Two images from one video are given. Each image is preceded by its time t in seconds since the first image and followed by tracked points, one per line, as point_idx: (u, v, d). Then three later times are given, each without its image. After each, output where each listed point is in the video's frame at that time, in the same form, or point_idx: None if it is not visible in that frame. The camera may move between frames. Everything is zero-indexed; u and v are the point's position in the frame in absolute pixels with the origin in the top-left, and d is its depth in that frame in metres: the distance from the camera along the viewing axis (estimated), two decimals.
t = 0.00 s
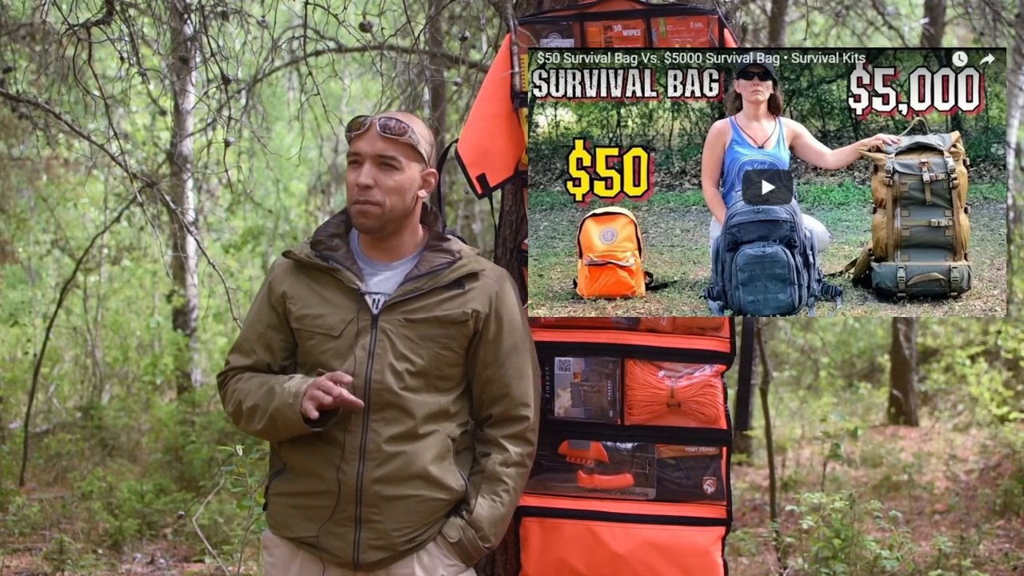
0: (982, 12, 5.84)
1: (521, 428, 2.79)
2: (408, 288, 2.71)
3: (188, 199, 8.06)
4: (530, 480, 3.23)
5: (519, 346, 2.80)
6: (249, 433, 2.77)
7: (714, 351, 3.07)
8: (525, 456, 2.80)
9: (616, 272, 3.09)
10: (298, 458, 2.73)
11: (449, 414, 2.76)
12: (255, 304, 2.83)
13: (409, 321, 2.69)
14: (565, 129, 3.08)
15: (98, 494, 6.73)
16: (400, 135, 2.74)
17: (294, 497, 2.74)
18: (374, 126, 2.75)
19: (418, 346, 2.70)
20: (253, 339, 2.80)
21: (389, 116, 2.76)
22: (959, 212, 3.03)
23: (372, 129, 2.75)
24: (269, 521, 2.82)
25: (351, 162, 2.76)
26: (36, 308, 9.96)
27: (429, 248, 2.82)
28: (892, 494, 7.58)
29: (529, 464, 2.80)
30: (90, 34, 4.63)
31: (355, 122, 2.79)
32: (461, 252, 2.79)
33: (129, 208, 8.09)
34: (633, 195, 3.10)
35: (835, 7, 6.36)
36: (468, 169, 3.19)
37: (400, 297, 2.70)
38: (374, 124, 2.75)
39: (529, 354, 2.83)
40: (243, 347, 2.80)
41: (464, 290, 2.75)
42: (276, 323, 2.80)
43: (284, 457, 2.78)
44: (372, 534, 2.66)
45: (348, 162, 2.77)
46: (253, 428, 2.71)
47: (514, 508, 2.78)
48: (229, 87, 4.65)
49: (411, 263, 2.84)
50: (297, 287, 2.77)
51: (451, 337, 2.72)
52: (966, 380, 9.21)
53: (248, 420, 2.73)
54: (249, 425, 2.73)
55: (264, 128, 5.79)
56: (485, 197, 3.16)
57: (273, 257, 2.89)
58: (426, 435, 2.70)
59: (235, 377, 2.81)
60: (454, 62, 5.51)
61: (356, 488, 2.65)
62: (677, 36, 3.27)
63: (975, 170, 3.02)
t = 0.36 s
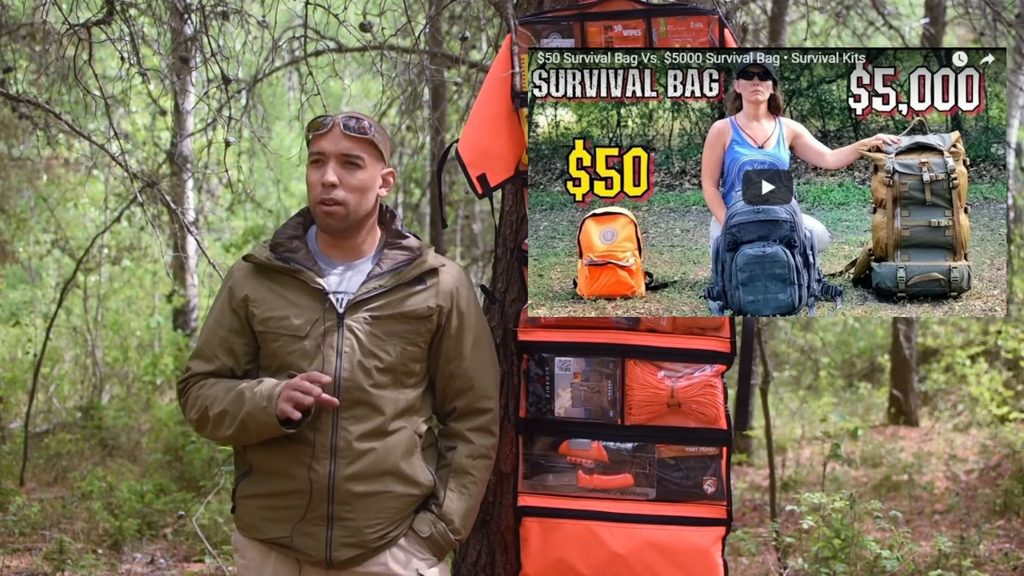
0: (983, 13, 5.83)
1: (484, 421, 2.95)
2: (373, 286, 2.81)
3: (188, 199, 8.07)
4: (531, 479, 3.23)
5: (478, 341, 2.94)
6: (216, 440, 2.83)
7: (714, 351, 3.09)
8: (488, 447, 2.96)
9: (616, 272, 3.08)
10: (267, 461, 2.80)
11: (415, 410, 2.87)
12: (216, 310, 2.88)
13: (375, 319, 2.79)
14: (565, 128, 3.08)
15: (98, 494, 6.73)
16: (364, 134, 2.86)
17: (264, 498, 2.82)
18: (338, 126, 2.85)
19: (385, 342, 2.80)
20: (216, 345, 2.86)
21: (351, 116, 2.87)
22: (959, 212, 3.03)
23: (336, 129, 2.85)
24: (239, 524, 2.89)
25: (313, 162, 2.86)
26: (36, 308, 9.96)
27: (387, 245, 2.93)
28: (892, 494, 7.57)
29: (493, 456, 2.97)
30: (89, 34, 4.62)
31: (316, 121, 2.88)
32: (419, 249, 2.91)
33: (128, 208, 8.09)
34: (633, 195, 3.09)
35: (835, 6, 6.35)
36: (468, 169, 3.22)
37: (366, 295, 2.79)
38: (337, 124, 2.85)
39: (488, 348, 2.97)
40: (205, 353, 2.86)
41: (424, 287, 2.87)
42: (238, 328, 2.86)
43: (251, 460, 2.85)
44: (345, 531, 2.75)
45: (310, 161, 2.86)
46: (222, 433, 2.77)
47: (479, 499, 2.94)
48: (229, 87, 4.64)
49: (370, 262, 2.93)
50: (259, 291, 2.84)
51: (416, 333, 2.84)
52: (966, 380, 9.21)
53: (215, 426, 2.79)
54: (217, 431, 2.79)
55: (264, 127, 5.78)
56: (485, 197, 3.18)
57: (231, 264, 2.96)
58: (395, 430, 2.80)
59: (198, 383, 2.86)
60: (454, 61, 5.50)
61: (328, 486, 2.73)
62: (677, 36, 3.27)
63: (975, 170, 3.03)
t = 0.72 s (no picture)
0: (983, 13, 5.84)
1: (454, 414, 2.98)
2: (340, 287, 2.83)
3: (188, 199, 8.07)
4: (531, 480, 3.22)
5: (445, 337, 2.97)
6: (190, 447, 2.82)
7: (714, 351, 3.09)
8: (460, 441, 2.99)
9: (616, 272, 3.08)
10: (242, 465, 2.80)
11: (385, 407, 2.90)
12: (182, 318, 2.86)
13: (343, 320, 2.82)
14: (565, 129, 3.08)
15: (98, 494, 6.73)
16: (336, 138, 2.87)
17: (241, 500, 2.81)
18: (310, 129, 2.85)
19: (354, 342, 2.82)
20: (185, 353, 2.84)
21: (322, 121, 2.88)
22: (959, 212, 3.03)
23: (308, 133, 2.85)
24: (217, 529, 2.89)
25: (284, 164, 2.85)
26: (35, 308, 9.96)
27: (351, 245, 2.93)
28: (892, 495, 7.57)
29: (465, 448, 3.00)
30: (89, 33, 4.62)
31: (287, 124, 2.88)
32: (383, 249, 2.94)
33: (128, 208, 8.10)
34: (633, 195, 3.09)
35: (835, 6, 6.35)
36: (468, 169, 3.22)
37: (334, 297, 2.81)
38: (309, 128, 2.86)
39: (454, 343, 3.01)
40: (173, 362, 2.85)
41: (389, 285, 2.89)
42: (207, 335, 2.85)
43: (226, 465, 2.84)
44: (323, 530, 2.76)
45: (280, 164, 2.85)
46: (197, 441, 2.76)
47: (453, 492, 2.96)
48: (230, 87, 4.64)
49: (333, 264, 2.94)
50: (226, 297, 2.83)
51: (385, 332, 2.86)
52: (966, 380, 9.21)
53: (189, 433, 2.78)
54: (191, 438, 2.78)
55: (265, 128, 5.77)
56: (485, 197, 3.18)
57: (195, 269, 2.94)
58: (367, 428, 2.82)
59: (168, 392, 2.85)
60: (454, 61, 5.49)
61: (305, 486, 2.74)
62: (677, 36, 3.28)
63: (976, 170, 3.02)
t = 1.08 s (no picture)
0: (982, 13, 5.84)
1: (446, 407, 3.02)
2: (328, 287, 2.83)
3: (188, 199, 8.07)
4: (531, 480, 3.22)
5: (432, 332, 3.00)
6: (182, 452, 2.81)
7: (714, 351, 3.09)
8: (452, 432, 3.02)
9: (616, 272, 3.08)
10: (236, 467, 2.79)
11: (375, 403, 2.91)
12: (169, 323, 2.85)
13: (333, 319, 2.82)
14: (565, 128, 3.08)
15: (97, 494, 6.74)
16: (327, 138, 2.87)
17: (236, 501, 2.81)
18: (301, 128, 2.85)
19: (344, 341, 2.82)
20: (174, 358, 2.83)
21: (311, 120, 2.88)
22: (959, 212, 3.03)
23: (299, 132, 2.85)
24: (213, 531, 2.88)
25: (274, 163, 2.84)
26: (35, 308, 9.97)
27: (335, 245, 2.94)
28: (892, 495, 7.57)
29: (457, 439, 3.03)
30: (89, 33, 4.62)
31: (276, 124, 2.87)
32: (368, 246, 2.94)
33: (128, 208, 8.10)
34: (633, 195, 3.09)
35: (835, 6, 6.35)
36: (468, 169, 3.22)
37: (323, 297, 2.81)
38: (301, 127, 2.86)
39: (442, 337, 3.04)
40: (162, 367, 2.84)
41: (376, 283, 2.91)
42: (195, 339, 2.84)
43: (219, 468, 2.84)
44: (319, 527, 2.77)
45: (271, 163, 2.84)
46: (191, 445, 2.75)
47: (447, 482, 3.00)
48: (229, 87, 4.63)
49: (318, 265, 2.94)
50: (214, 301, 2.82)
51: (373, 329, 2.87)
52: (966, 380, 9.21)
53: (182, 438, 2.77)
54: (184, 443, 2.77)
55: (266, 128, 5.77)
56: (485, 197, 3.19)
57: (181, 274, 2.93)
58: (360, 425, 2.84)
59: (157, 398, 2.83)
60: (454, 61, 5.50)
61: (299, 484, 2.75)
62: (677, 36, 3.28)
63: (976, 170, 3.02)
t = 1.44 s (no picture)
0: (982, 14, 5.84)
1: (464, 404, 2.95)
2: (340, 281, 2.82)
3: (187, 199, 8.08)
4: (531, 480, 3.23)
5: (450, 326, 2.95)
6: (196, 447, 2.82)
7: (714, 351, 3.09)
8: (472, 430, 2.96)
9: (616, 272, 3.08)
10: (251, 465, 2.79)
11: (394, 400, 2.87)
12: (185, 317, 2.87)
13: (344, 312, 2.80)
14: (565, 129, 3.08)
15: (97, 494, 6.75)
16: (346, 131, 2.89)
17: (255, 502, 2.81)
18: (320, 121, 2.87)
19: (357, 335, 2.80)
20: (188, 352, 2.84)
21: (329, 114, 2.90)
22: (959, 212, 3.03)
23: (318, 124, 2.86)
24: (232, 531, 2.89)
25: (293, 156, 2.85)
26: (35, 308, 9.97)
27: (349, 239, 2.93)
28: (892, 495, 7.57)
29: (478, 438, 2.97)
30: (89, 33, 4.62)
31: (294, 117, 2.88)
32: (382, 239, 2.92)
33: (128, 208, 8.11)
34: (633, 195, 3.09)
35: (834, 7, 6.35)
36: (468, 169, 3.22)
37: (333, 291, 2.80)
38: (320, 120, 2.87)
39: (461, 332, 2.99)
40: (177, 362, 2.85)
41: (390, 276, 2.88)
42: (210, 334, 2.85)
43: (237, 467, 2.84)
44: (336, 528, 2.76)
45: (291, 155, 2.86)
46: (202, 440, 2.76)
47: (469, 484, 2.94)
48: (229, 87, 4.63)
49: (334, 258, 2.95)
50: (227, 295, 2.83)
51: (387, 323, 2.84)
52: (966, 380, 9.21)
53: (194, 433, 2.78)
54: (196, 438, 2.78)
55: (265, 128, 5.77)
56: (485, 197, 3.19)
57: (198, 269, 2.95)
58: (376, 422, 2.80)
59: (173, 392, 2.85)
60: (454, 62, 5.50)
61: (314, 483, 2.73)
62: (677, 36, 3.28)
63: (975, 170, 3.03)
